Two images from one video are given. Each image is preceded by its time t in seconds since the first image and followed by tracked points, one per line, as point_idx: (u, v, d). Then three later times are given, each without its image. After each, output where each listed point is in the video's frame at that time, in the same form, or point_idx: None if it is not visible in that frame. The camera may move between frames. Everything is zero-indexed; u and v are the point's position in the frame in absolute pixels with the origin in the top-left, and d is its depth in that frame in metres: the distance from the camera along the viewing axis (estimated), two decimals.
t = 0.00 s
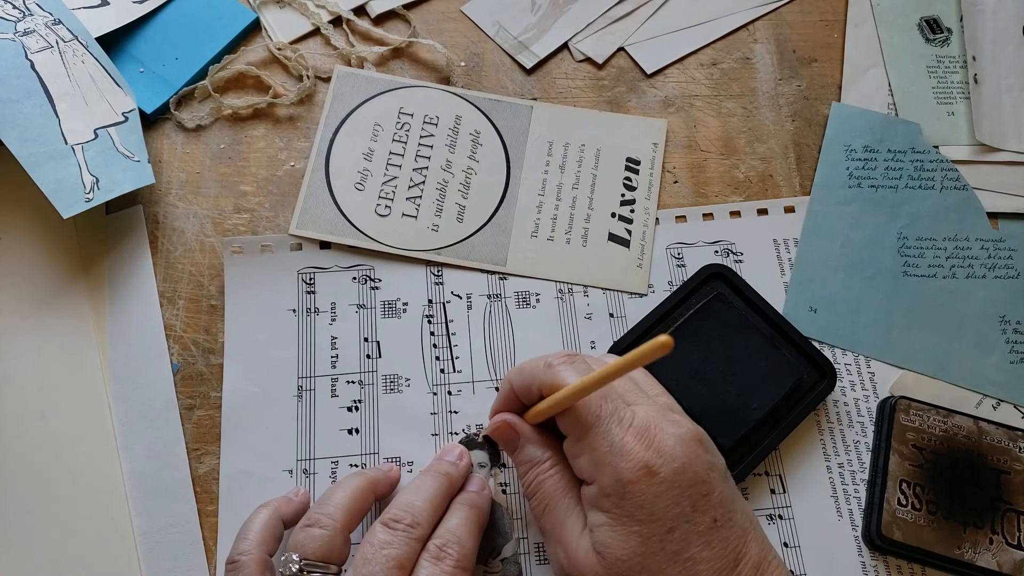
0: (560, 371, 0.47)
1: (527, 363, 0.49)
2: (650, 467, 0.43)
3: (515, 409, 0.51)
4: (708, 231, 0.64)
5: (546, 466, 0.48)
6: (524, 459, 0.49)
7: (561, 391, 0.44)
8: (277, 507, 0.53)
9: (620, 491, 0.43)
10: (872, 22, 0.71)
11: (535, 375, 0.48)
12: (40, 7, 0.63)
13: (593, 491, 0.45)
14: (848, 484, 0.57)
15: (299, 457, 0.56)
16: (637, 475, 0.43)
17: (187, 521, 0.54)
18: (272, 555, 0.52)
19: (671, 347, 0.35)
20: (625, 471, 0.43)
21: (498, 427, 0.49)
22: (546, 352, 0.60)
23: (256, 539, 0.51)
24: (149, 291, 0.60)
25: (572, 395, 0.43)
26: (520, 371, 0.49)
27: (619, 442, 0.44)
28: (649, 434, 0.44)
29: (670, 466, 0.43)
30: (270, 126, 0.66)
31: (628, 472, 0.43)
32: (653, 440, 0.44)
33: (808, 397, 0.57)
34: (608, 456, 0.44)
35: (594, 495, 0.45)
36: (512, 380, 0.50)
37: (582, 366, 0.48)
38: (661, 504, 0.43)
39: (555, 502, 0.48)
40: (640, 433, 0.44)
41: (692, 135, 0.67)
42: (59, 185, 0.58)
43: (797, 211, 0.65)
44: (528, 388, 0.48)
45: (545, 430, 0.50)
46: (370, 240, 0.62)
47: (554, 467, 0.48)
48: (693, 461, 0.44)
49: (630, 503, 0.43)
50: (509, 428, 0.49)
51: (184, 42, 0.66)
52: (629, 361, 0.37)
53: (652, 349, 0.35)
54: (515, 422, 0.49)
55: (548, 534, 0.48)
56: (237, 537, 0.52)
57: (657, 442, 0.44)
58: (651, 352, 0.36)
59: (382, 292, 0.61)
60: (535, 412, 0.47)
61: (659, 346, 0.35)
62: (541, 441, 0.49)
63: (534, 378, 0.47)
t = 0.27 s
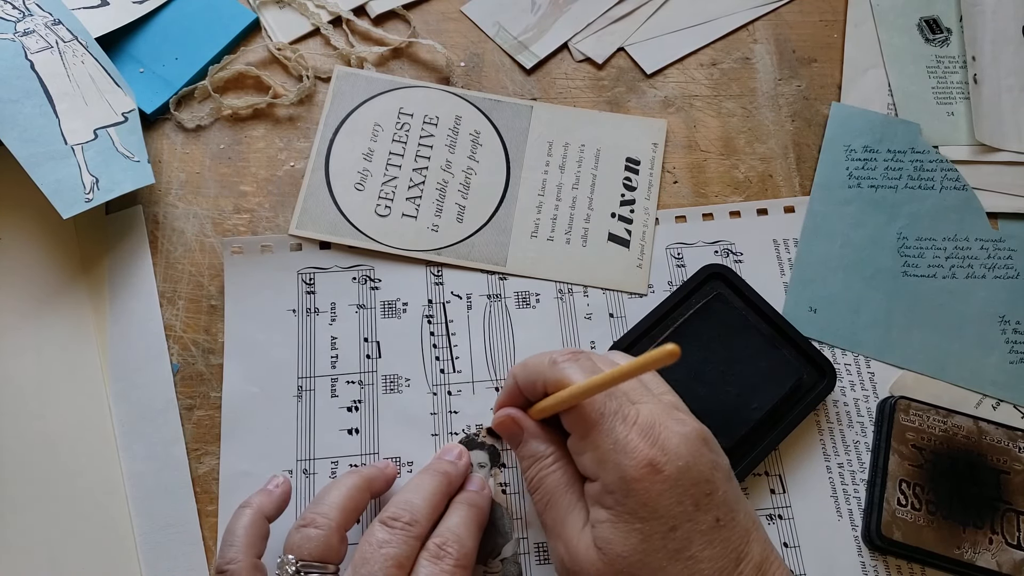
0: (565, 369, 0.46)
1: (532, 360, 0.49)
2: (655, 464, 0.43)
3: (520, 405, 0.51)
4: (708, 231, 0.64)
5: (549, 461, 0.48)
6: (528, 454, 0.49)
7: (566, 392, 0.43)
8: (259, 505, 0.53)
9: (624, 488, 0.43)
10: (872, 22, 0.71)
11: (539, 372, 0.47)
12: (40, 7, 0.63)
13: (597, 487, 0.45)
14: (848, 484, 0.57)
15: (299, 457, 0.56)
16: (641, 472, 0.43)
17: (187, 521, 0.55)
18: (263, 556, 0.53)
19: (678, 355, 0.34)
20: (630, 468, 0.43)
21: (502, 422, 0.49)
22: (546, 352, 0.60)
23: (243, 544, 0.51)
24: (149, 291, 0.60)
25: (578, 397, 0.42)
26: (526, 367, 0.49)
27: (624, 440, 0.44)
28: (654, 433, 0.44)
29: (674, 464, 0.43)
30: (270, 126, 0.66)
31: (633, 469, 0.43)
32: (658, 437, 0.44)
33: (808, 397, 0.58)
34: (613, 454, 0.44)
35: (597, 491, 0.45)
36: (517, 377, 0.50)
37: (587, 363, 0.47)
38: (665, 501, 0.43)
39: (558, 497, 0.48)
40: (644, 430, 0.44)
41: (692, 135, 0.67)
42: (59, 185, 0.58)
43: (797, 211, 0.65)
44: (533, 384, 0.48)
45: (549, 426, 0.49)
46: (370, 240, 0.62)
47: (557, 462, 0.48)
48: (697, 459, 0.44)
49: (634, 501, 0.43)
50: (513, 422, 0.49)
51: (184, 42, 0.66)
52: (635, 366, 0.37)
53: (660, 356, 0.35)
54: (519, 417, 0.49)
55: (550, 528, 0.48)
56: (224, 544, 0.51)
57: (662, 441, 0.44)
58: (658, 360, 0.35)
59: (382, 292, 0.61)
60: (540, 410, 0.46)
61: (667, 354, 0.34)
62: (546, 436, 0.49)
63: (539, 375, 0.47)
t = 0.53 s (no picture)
0: (572, 371, 0.46)
1: (539, 362, 0.48)
2: (662, 467, 0.43)
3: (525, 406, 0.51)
4: (708, 231, 0.64)
5: (556, 464, 0.48)
6: (535, 457, 0.49)
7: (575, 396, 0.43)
8: (258, 505, 0.53)
9: (632, 491, 0.43)
10: (872, 22, 0.71)
11: (546, 376, 0.47)
12: (41, 7, 0.63)
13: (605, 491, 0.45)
14: (848, 484, 0.57)
15: (299, 457, 0.56)
16: (649, 476, 0.43)
17: (187, 521, 0.55)
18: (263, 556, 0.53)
19: (689, 367, 0.33)
20: (638, 471, 0.43)
21: (508, 424, 0.49)
22: (546, 351, 0.60)
23: (243, 544, 0.51)
24: (149, 292, 0.60)
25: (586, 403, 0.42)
26: (532, 369, 0.49)
27: (632, 443, 0.44)
28: (662, 436, 0.44)
29: (682, 467, 0.43)
30: (270, 126, 0.66)
31: (640, 473, 0.43)
32: (666, 441, 0.44)
33: (808, 397, 0.58)
34: (621, 457, 0.43)
35: (605, 495, 0.45)
36: (523, 378, 0.50)
37: (594, 366, 0.47)
38: (673, 504, 0.43)
39: (566, 500, 0.48)
40: (652, 433, 0.44)
41: (692, 135, 0.67)
42: (58, 185, 0.58)
43: (797, 211, 0.65)
44: (540, 386, 0.48)
45: (556, 427, 0.49)
46: (370, 240, 0.62)
47: (564, 465, 0.48)
48: (704, 462, 0.44)
49: (643, 504, 0.43)
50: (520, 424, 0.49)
51: (184, 42, 0.66)
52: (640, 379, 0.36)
53: (667, 371, 0.34)
54: (526, 419, 0.49)
55: (557, 531, 0.48)
56: (223, 545, 0.51)
57: (670, 444, 0.44)
58: (665, 374, 0.34)
59: (382, 292, 0.61)
60: (547, 412, 0.46)
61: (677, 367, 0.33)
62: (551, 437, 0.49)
63: (546, 377, 0.47)
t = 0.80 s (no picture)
0: (671, 379, 0.41)
1: (633, 359, 0.43)
2: (778, 510, 0.37)
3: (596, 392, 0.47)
4: (708, 231, 0.64)
5: (623, 468, 0.45)
6: (604, 453, 0.45)
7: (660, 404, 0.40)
8: (261, 507, 0.53)
9: (737, 528, 0.39)
10: (872, 22, 0.71)
11: (641, 378, 0.42)
12: (41, 7, 0.63)
13: (705, 520, 0.40)
14: (848, 484, 0.57)
15: (299, 457, 0.56)
16: (760, 518, 0.38)
17: (188, 521, 0.55)
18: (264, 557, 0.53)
19: (858, 441, 0.32)
20: (747, 511, 0.38)
21: (575, 412, 0.45)
22: (546, 352, 0.60)
23: (244, 546, 0.51)
24: (149, 292, 0.60)
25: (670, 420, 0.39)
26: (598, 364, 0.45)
27: (746, 472, 0.38)
28: (778, 468, 0.38)
29: (798, 510, 0.37)
30: (270, 126, 0.66)
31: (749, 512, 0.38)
32: (784, 477, 0.38)
33: (808, 397, 0.58)
34: (727, 486, 0.39)
35: (705, 523, 0.40)
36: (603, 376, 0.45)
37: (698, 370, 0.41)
38: (772, 547, 0.38)
39: (635, 509, 0.44)
40: (768, 465, 0.38)
41: (692, 135, 0.67)
42: (59, 185, 0.58)
43: (797, 211, 0.65)
44: (631, 386, 0.43)
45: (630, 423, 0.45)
46: (370, 240, 0.62)
47: (636, 469, 0.44)
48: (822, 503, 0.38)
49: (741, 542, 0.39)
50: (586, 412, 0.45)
51: (185, 42, 0.66)
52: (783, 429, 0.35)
53: (831, 439, 0.33)
54: (596, 408, 0.45)
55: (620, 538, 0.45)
56: (225, 546, 0.52)
57: (788, 479, 0.38)
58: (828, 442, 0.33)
59: (382, 292, 0.61)
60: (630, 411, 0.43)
61: (843, 441, 0.32)
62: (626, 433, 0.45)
63: (641, 377, 0.42)
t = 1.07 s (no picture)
0: (781, 319, 0.43)
1: (743, 309, 0.45)
2: (880, 425, 0.38)
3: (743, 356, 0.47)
4: (708, 231, 0.64)
5: (737, 399, 0.45)
6: (714, 390, 0.46)
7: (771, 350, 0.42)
8: (289, 510, 0.53)
9: (841, 444, 0.39)
10: (872, 22, 0.71)
11: (752, 322, 0.44)
12: (41, 7, 0.63)
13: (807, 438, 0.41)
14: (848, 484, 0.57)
15: (299, 457, 0.56)
16: (864, 430, 0.38)
17: (188, 521, 0.54)
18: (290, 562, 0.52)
19: (909, 351, 0.31)
20: (849, 424, 0.39)
21: (695, 359, 0.48)
22: (546, 351, 0.60)
23: (273, 548, 0.51)
24: (149, 291, 0.60)
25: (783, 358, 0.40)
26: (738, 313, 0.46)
27: (844, 395, 0.39)
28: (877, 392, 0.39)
29: (899, 434, 0.38)
30: (270, 126, 0.66)
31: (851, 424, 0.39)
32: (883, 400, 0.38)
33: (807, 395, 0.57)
34: (830, 408, 0.39)
35: (808, 442, 0.41)
36: (726, 324, 0.47)
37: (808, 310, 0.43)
38: (879, 465, 0.38)
39: (743, 435, 0.44)
40: (870, 389, 0.39)
41: (692, 135, 0.67)
42: (59, 185, 0.58)
43: (797, 211, 0.65)
44: (746, 335, 0.45)
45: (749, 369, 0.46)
46: (370, 240, 0.62)
47: (749, 400, 0.45)
48: (927, 432, 0.38)
49: (847, 461, 0.39)
50: (706, 357, 0.47)
51: (185, 42, 0.66)
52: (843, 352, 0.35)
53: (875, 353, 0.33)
54: (714, 355, 0.47)
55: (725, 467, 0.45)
56: (253, 549, 0.52)
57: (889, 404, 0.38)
58: (877, 354, 0.33)
59: (382, 292, 0.61)
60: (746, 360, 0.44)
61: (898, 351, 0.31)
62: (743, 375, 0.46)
63: (751, 324, 0.44)
